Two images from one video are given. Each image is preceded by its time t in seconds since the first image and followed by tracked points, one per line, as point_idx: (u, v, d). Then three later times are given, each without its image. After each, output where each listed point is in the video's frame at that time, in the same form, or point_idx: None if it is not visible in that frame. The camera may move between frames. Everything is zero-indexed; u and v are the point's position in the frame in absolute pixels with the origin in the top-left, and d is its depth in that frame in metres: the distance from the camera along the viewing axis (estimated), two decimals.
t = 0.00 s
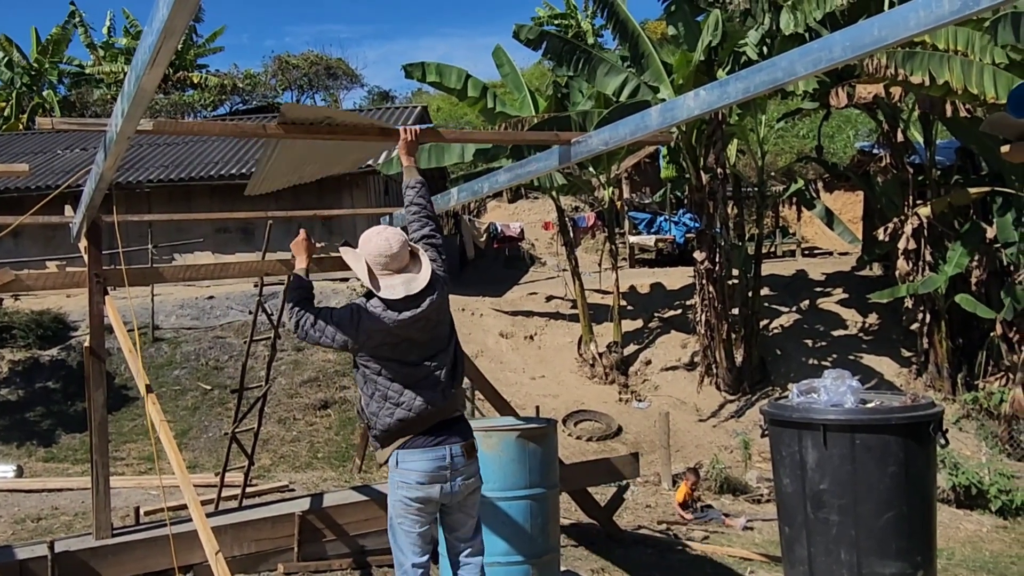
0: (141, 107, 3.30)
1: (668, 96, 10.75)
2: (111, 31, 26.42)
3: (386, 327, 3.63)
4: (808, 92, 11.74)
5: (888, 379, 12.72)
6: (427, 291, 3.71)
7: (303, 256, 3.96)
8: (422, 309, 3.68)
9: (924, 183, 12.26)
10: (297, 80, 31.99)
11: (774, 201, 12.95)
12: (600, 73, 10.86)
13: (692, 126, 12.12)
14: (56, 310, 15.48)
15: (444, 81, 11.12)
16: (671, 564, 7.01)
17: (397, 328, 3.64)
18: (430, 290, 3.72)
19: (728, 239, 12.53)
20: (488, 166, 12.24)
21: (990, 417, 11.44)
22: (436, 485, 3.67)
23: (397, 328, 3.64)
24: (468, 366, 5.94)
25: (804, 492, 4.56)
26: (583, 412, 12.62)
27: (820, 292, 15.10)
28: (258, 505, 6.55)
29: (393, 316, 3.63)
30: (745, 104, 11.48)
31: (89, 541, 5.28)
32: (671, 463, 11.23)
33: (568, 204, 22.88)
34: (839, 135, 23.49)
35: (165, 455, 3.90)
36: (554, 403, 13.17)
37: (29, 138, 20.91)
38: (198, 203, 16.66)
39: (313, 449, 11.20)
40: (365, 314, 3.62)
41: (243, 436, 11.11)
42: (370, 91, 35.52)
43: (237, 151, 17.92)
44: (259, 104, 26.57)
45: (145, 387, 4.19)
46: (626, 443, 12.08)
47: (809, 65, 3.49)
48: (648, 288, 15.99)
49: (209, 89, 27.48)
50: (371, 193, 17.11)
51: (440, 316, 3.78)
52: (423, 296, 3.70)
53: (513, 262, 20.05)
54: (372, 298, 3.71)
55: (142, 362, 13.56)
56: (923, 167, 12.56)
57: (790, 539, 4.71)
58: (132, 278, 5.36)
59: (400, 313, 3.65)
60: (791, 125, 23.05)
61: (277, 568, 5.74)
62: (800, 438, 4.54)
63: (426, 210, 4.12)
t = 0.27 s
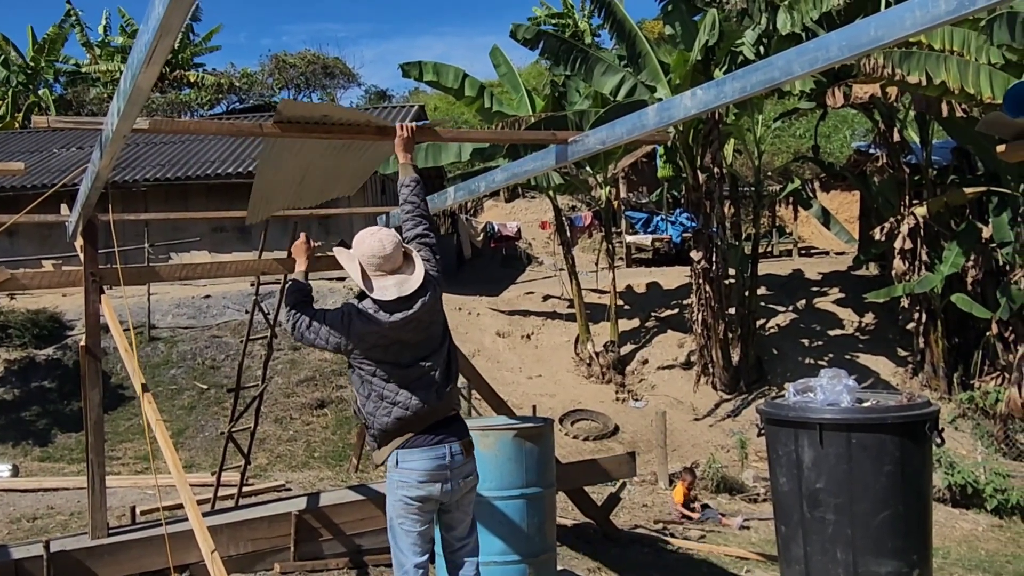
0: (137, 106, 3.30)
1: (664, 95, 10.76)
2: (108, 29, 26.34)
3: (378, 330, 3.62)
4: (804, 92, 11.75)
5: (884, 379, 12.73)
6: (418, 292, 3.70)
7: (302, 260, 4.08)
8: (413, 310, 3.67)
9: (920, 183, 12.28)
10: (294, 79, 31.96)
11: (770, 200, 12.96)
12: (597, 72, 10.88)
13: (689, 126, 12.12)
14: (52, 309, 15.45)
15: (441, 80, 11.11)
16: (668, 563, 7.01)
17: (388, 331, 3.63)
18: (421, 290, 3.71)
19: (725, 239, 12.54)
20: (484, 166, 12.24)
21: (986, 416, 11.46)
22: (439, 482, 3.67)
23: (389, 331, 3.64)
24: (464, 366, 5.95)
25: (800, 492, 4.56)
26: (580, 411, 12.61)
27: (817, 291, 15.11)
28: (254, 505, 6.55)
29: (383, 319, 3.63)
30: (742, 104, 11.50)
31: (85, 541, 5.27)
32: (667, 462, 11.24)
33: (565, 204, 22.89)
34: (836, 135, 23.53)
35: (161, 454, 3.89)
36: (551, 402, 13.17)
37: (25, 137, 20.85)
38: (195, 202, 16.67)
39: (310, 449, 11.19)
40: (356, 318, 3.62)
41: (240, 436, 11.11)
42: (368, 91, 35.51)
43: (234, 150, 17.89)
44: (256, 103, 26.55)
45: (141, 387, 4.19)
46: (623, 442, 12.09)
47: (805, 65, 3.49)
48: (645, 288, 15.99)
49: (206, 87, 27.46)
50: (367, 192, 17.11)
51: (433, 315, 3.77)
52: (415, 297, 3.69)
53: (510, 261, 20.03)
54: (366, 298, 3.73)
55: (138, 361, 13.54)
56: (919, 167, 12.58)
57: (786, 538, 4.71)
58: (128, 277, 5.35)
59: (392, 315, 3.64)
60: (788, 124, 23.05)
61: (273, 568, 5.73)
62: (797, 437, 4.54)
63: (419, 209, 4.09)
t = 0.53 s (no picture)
0: (132, 105, 3.29)
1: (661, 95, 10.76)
2: (103, 29, 26.35)
3: (376, 326, 3.62)
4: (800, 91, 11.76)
5: (880, 378, 12.74)
6: (418, 287, 3.70)
7: (297, 259, 4.04)
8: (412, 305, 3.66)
9: (916, 183, 12.28)
10: (290, 78, 31.94)
11: (767, 200, 12.97)
12: (593, 72, 10.89)
13: (685, 125, 12.13)
14: (47, 309, 15.43)
15: (438, 79, 11.10)
16: (665, 562, 7.02)
17: (386, 327, 3.63)
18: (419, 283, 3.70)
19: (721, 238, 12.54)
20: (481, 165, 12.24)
21: (982, 415, 11.49)
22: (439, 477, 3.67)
23: (388, 327, 3.63)
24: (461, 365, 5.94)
25: (796, 490, 4.57)
26: (576, 411, 12.62)
27: (813, 290, 15.13)
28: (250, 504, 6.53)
29: (383, 314, 3.62)
30: (738, 104, 11.51)
31: (80, 541, 5.26)
32: (664, 462, 11.24)
33: (561, 203, 22.90)
34: (832, 134, 23.57)
35: (156, 454, 3.88)
36: (547, 402, 13.17)
37: (21, 136, 20.83)
38: (191, 201, 16.65)
39: (306, 448, 11.18)
40: (356, 314, 3.62)
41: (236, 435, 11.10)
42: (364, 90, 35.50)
43: (230, 150, 17.88)
44: (252, 102, 26.53)
45: (136, 386, 4.18)
46: (619, 441, 12.09)
47: (801, 64, 3.49)
48: (641, 287, 16.00)
49: (201, 87, 27.45)
50: (363, 192, 17.10)
51: (432, 309, 3.76)
52: (414, 292, 3.69)
53: (507, 261, 20.03)
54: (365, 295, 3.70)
55: (134, 361, 13.52)
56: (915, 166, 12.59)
57: (783, 536, 4.71)
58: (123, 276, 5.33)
59: (391, 311, 3.64)
60: (784, 124, 23.07)
61: (269, 567, 5.72)
62: (793, 436, 4.55)
63: (417, 204, 4.10)
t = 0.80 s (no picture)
0: (127, 104, 3.28)
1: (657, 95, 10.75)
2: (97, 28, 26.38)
3: (375, 324, 3.62)
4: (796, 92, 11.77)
5: (876, 378, 12.75)
6: (416, 285, 3.69)
7: (288, 260, 4.00)
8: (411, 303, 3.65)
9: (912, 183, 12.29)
10: (287, 78, 31.94)
11: (763, 200, 12.98)
12: (589, 72, 10.97)
13: (682, 126, 12.13)
14: (43, 309, 15.40)
15: (435, 79, 11.10)
16: (661, 562, 7.02)
17: (385, 325, 3.63)
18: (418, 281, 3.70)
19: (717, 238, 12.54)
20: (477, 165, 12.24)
21: (978, 415, 11.50)
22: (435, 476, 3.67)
23: (387, 325, 3.63)
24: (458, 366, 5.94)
25: (792, 490, 4.57)
26: (573, 411, 12.62)
27: (809, 290, 15.15)
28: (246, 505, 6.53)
29: (381, 313, 3.62)
30: (735, 104, 11.52)
31: (76, 541, 5.25)
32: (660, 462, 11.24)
33: (558, 203, 22.92)
34: (828, 134, 23.60)
35: (152, 454, 3.87)
36: (544, 402, 13.17)
37: (16, 135, 20.86)
38: (187, 201, 16.64)
39: (302, 448, 11.17)
40: (354, 312, 3.62)
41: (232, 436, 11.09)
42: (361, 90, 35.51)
43: (226, 150, 17.86)
44: (249, 102, 26.51)
45: (132, 386, 4.17)
46: (615, 441, 12.09)
47: (797, 64, 3.49)
48: (638, 287, 16.01)
49: (198, 87, 27.45)
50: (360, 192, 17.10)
51: (432, 308, 3.75)
52: (413, 290, 3.67)
53: (503, 261, 20.03)
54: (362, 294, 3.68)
55: (130, 361, 13.51)
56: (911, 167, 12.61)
57: (778, 536, 4.72)
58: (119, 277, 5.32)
59: (389, 310, 3.63)
60: (780, 124, 23.09)
61: (265, 568, 5.72)
62: (789, 436, 4.55)
63: (415, 202, 4.09)
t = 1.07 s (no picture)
0: (124, 103, 3.28)
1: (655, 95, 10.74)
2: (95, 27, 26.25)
3: (368, 337, 3.62)
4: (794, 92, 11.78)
5: (873, 378, 12.76)
6: (412, 296, 3.70)
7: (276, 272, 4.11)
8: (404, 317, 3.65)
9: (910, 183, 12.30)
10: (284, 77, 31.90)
11: (761, 200, 12.99)
12: (587, 71, 10.98)
13: (680, 125, 12.13)
14: (40, 308, 15.38)
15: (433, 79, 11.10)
16: (658, 562, 7.02)
17: (378, 338, 3.63)
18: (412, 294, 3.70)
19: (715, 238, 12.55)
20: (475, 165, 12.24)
21: (975, 415, 11.51)
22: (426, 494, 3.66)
23: (380, 338, 3.63)
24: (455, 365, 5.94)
25: (789, 489, 4.57)
26: (570, 410, 12.62)
27: (807, 290, 15.16)
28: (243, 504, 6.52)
29: (376, 324, 3.61)
30: (733, 104, 11.52)
31: (72, 541, 5.24)
32: (657, 461, 11.24)
33: (555, 203, 22.93)
34: (826, 134, 23.63)
35: (149, 454, 3.86)
36: (542, 401, 13.16)
37: (14, 135, 20.71)
38: (185, 200, 16.63)
39: (300, 448, 11.16)
40: (349, 323, 3.62)
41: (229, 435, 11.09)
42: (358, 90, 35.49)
43: (223, 149, 17.84)
44: (247, 101, 26.49)
45: (129, 386, 4.15)
46: (613, 441, 12.09)
47: (794, 64, 3.49)
48: (636, 287, 16.01)
49: (196, 86, 27.42)
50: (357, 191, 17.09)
51: (426, 321, 3.75)
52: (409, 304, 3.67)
53: (501, 261, 20.04)
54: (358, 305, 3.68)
55: (127, 361, 13.49)
56: (909, 167, 12.62)
57: (775, 536, 4.72)
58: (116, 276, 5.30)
59: (385, 320, 3.63)
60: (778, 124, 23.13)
61: (262, 568, 5.72)
62: (785, 436, 4.55)
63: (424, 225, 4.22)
